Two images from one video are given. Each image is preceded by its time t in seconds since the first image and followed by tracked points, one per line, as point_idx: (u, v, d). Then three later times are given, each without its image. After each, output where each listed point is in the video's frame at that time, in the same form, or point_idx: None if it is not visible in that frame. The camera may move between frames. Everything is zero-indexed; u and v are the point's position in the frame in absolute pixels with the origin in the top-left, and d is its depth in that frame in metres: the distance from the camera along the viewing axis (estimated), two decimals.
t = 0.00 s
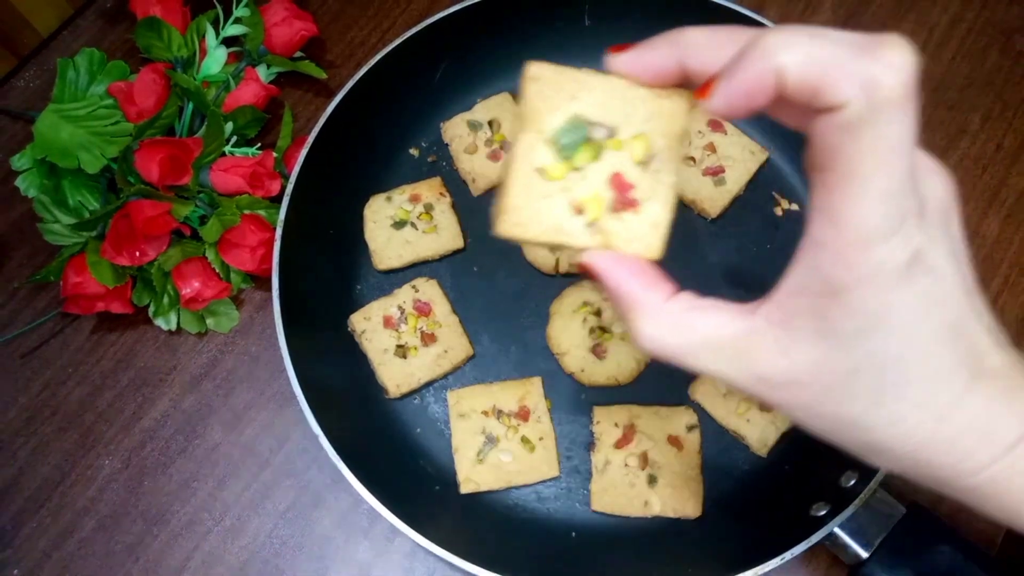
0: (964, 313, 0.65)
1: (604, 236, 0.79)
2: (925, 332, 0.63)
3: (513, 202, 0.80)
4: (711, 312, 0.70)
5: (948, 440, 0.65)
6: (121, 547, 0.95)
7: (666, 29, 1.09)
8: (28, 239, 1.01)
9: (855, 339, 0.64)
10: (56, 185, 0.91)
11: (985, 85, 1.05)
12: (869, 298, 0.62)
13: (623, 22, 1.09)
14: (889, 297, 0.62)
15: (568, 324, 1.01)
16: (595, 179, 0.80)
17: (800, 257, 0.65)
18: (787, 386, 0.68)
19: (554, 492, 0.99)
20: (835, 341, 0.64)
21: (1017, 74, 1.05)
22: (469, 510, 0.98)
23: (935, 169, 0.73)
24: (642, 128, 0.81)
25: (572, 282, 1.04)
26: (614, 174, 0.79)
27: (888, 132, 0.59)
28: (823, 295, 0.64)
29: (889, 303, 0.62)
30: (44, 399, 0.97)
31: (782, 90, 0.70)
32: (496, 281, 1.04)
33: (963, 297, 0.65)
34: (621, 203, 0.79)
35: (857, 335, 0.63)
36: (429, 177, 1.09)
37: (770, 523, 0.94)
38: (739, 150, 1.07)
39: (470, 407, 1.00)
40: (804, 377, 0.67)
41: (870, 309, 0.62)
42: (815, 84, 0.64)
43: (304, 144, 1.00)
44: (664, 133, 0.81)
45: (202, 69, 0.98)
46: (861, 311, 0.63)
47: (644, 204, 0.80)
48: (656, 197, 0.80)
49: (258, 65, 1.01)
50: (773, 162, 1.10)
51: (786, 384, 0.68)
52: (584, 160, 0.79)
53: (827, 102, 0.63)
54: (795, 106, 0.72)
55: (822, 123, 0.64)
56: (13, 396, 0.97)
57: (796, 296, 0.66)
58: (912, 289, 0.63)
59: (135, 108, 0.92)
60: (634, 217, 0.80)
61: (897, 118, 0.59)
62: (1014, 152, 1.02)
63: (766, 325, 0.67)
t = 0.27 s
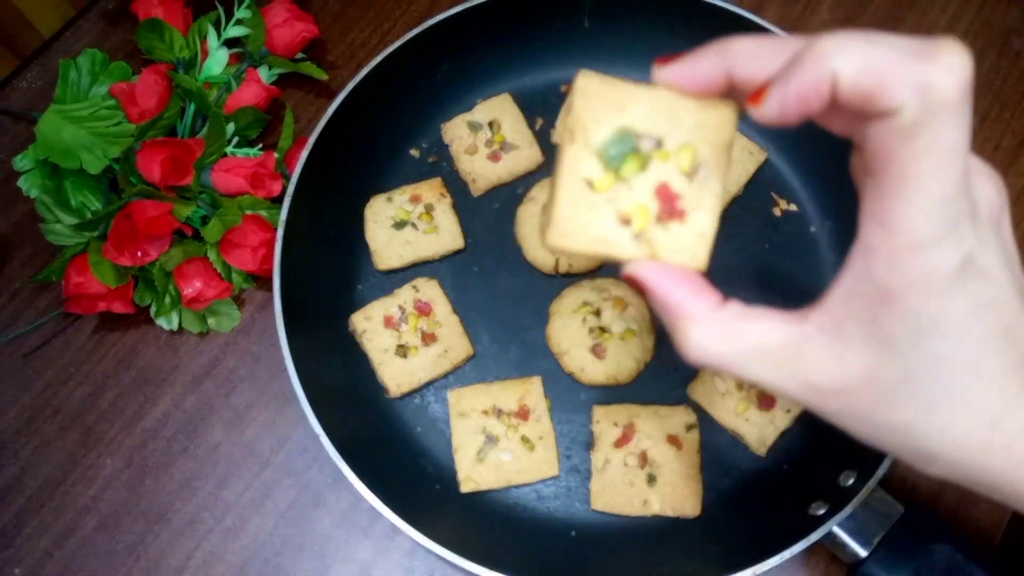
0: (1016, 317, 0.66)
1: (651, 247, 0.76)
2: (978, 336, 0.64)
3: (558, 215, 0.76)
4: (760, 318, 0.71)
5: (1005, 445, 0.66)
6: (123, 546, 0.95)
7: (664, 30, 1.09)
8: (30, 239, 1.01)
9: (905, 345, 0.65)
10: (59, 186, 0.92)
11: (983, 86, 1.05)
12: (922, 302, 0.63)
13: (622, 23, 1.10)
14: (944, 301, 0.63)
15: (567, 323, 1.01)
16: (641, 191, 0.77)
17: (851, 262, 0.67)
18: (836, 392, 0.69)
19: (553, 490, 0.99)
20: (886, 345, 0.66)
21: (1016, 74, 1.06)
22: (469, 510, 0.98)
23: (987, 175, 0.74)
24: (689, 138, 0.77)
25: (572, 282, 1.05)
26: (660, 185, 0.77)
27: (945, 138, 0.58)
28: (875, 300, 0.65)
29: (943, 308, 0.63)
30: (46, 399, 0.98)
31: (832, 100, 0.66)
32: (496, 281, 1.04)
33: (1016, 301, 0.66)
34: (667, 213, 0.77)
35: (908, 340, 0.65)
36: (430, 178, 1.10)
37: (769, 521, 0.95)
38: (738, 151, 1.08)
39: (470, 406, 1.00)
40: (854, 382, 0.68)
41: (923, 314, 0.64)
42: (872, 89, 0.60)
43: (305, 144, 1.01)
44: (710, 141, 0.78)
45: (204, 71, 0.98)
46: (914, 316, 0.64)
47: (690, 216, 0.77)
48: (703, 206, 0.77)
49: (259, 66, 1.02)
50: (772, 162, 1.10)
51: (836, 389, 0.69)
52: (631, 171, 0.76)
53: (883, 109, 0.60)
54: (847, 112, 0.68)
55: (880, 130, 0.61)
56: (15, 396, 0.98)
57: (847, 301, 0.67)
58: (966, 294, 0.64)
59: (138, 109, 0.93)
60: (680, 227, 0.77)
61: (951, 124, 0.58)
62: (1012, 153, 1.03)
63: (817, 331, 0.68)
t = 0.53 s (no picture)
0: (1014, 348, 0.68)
1: (666, 288, 0.76)
2: (979, 363, 0.66)
3: (574, 257, 0.77)
4: (770, 352, 0.72)
5: (1010, 471, 0.67)
6: (123, 546, 0.95)
7: (664, 30, 1.09)
8: (30, 239, 1.01)
9: (908, 373, 0.66)
10: (59, 186, 0.91)
11: (983, 85, 1.05)
12: (925, 333, 0.65)
13: (622, 23, 1.10)
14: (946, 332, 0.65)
15: (568, 324, 1.02)
16: (655, 233, 0.77)
17: (856, 300, 0.68)
18: (849, 425, 0.69)
19: (554, 490, 0.99)
20: (894, 377, 0.67)
21: (1016, 74, 1.06)
22: (469, 510, 0.98)
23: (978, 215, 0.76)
24: (699, 185, 0.78)
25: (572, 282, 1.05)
26: (673, 228, 0.77)
27: (935, 181, 0.62)
28: (879, 334, 0.67)
29: (945, 337, 0.65)
30: (46, 399, 0.98)
31: (833, 145, 0.72)
32: (496, 281, 1.04)
33: (1013, 334, 0.68)
34: (679, 254, 0.76)
35: (915, 370, 0.66)
36: (430, 178, 1.10)
37: (769, 521, 0.95)
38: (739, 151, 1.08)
39: (470, 406, 1.00)
40: (866, 415, 0.68)
41: (924, 345, 0.65)
42: (861, 135, 0.66)
43: (305, 144, 1.01)
44: (719, 186, 0.78)
45: (204, 71, 0.98)
46: (918, 347, 0.65)
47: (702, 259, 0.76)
48: (715, 247, 0.77)
49: (260, 65, 1.02)
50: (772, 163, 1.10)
51: (848, 421, 0.69)
52: (642, 214, 0.76)
53: (873, 153, 0.65)
54: (843, 158, 0.74)
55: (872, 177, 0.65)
56: (15, 396, 0.98)
57: (853, 333, 0.68)
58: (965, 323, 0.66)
59: (137, 109, 0.93)
60: (692, 268, 0.76)
61: (940, 166, 0.61)
62: (1012, 153, 1.03)
63: (825, 364, 0.69)
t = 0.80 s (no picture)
0: None
1: (801, 293, 0.83)
2: None
3: (721, 273, 0.84)
4: (883, 333, 0.76)
5: None
6: (123, 546, 0.95)
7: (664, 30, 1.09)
8: (30, 239, 1.01)
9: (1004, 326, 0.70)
10: (59, 186, 0.91)
11: (983, 85, 1.05)
12: (1005, 286, 0.70)
13: (622, 24, 1.10)
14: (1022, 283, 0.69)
15: (568, 324, 1.02)
16: (789, 249, 0.84)
17: (948, 274, 0.74)
18: (959, 379, 0.71)
19: (554, 490, 0.99)
20: (985, 334, 0.71)
21: (1016, 73, 1.05)
22: (469, 510, 0.98)
23: None
24: (823, 215, 0.86)
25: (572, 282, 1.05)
26: (801, 246, 0.84)
27: (991, 167, 0.73)
28: (977, 291, 0.71)
29: None
30: (45, 399, 0.98)
31: (917, 161, 0.84)
32: (496, 281, 1.04)
33: None
34: (808, 265, 0.84)
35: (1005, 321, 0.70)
36: (430, 178, 1.10)
37: (769, 521, 0.95)
38: (739, 151, 1.08)
39: (470, 406, 1.00)
40: (967, 368, 0.71)
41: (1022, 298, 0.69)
42: (929, 140, 0.79)
43: (305, 144, 1.01)
44: (842, 215, 0.86)
45: (204, 70, 0.97)
46: (1011, 300, 0.70)
47: (836, 273, 0.83)
48: (840, 261, 0.84)
49: (260, 65, 1.02)
50: (771, 162, 1.10)
51: (961, 379, 0.71)
52: (773, 237, 0.84)
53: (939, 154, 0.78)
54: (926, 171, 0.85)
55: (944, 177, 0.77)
56: (15, 396, 0.98)
57: (957, 297, 0.73)
58: None
59: (138, 109, 0.93)
60: (822, 278, 0.83)
61: (990, 153, 0.73)
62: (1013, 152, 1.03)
63: (943, 331, 0.73)
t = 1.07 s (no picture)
0: None
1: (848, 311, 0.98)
2: None
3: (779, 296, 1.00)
4: (909, 333, 0.81)
5: None
6: (123, 546, 0.95)
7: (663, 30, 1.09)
8: (29, 239, 1.01)
9: (1005, 316, 0.73)
10: (58, 185, 0.92)
11: (983, 86, 1.05)
12: (1005, 278, 0.72)
13: (622, 24, 1.10)
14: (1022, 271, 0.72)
15: (568, 324, 1.02)
16: (832, 274, 1.01)
17: (957, 277, 0.77)
18: (974, 371, 0.76)
19: (554, 491, 0.99)
20: (996, 327, 0.74)
21: (1016, 73, 1.06)
22: (469, 510, 0.98)
23: None
24: (865, 241, 1.00)
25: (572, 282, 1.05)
26: (846, 271, 1.00)
27: (978, 182, 0.75)
28: (976, 288, 0.75)
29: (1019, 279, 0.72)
30: (45, 399, 0.98)
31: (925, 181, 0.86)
32: (496, 281, 1.04)
33: None
34: (852, 286, 0.99)
35: (1005, 312, 0.73)
36: (430, 178, 1.10)
37: (769, 521, 0.95)
38: (739, 151, 1.08)
39: (470, 406, 1.00)
40: (977, 360, 0.75)
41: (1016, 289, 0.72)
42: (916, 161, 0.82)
43: (305, 144, 1.01)
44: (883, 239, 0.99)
45: (204, 70, 0.97)
46: (1008, 293, 0.73)
47: (881, 290, 0.98)
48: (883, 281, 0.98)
49: (260, 65, 1.02)
50: (772, 162, 1.10)
51: (981, 367, 0.75)
52: (825, 264, 1.01)
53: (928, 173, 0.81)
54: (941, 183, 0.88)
55: (938, 200, 0.80)
56: (15, 396, 0.98)
57: (962, 295, 0.77)
58: None
59: (137, 108, 0.92)
60: (865, 295, 0.98)
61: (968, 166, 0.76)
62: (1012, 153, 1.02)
63: (960, 326, 0.77)
